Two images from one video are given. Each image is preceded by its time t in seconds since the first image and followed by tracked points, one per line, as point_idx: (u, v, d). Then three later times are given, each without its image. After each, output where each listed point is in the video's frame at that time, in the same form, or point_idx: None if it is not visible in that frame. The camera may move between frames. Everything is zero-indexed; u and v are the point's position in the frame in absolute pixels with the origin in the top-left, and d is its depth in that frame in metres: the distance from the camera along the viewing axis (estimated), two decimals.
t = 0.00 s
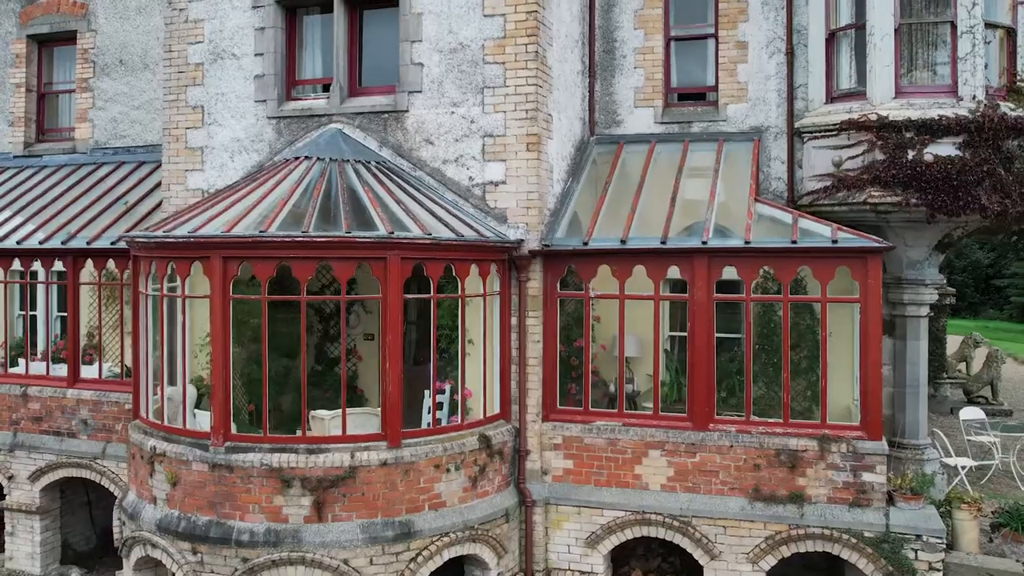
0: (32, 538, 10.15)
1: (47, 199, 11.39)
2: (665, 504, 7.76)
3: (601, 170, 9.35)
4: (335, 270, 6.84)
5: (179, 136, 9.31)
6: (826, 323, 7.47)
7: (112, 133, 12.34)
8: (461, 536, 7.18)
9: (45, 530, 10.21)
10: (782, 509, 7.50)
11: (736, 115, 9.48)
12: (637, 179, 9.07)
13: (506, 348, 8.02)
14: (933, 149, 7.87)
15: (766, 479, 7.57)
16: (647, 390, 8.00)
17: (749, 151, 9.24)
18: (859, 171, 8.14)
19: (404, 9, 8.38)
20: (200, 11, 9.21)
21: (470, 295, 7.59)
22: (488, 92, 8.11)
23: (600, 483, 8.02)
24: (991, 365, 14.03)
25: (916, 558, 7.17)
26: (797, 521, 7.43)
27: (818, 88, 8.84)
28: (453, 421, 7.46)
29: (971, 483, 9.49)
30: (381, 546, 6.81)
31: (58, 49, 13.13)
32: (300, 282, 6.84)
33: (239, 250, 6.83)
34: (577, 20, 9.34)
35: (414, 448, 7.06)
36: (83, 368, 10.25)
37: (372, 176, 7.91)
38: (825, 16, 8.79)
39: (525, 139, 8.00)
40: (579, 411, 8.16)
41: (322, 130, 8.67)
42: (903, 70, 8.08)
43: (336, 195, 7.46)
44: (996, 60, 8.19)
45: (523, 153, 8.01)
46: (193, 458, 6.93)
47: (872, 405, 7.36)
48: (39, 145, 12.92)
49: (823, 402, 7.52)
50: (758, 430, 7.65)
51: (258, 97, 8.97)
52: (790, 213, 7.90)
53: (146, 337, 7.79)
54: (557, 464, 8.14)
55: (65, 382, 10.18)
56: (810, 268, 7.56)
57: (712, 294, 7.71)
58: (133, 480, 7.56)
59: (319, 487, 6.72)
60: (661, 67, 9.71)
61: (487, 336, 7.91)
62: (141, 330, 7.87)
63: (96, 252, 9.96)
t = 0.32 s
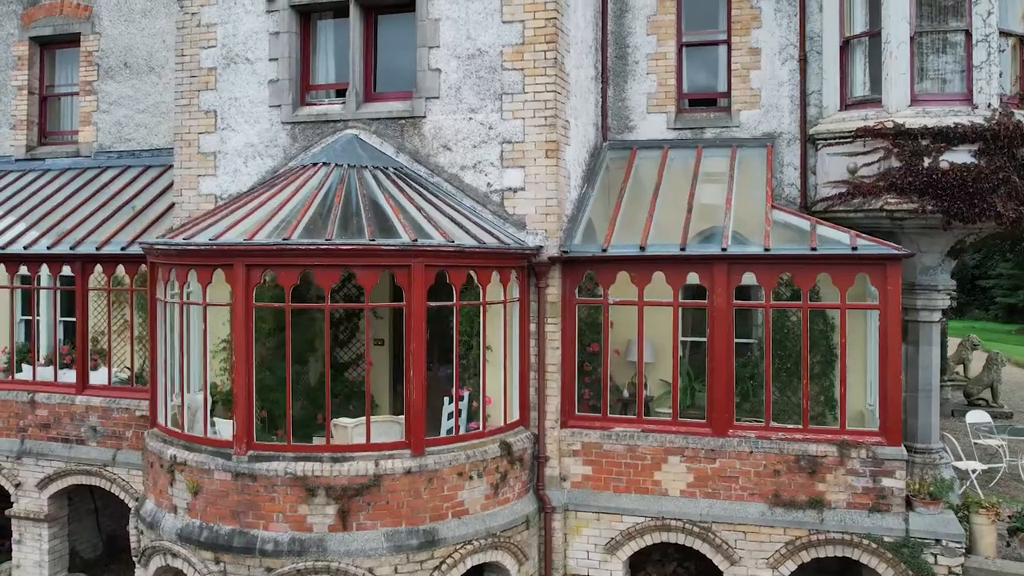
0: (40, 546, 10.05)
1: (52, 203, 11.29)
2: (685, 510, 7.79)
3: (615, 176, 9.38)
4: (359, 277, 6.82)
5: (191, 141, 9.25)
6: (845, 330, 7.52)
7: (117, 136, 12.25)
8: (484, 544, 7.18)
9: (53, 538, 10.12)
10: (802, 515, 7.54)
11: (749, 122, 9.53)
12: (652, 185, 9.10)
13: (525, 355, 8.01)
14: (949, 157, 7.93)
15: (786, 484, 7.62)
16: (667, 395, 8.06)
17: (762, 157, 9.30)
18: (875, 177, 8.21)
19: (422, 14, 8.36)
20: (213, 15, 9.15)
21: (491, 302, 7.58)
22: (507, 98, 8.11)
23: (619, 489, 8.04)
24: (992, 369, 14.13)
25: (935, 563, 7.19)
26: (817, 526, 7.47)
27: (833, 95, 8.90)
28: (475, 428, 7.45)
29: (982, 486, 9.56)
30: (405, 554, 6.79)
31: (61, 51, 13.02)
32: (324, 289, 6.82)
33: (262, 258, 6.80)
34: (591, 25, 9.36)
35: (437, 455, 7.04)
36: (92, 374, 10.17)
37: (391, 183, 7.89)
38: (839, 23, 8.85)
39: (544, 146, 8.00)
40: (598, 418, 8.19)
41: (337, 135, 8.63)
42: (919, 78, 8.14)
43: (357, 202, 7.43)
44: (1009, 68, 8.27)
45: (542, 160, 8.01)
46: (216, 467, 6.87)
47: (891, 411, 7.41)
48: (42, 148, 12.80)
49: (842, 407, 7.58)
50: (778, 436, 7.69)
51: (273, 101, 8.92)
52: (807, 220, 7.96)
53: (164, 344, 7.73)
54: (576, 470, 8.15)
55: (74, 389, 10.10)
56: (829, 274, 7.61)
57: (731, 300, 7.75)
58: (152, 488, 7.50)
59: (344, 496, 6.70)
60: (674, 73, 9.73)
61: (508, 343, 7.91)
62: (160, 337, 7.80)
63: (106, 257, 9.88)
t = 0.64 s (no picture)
0: (49, 554, 9.97)
1: (58, 208, 11.18)
2: (705, 516, 7.82)
3: (629, 183, 9.39)
4: (384, 286, 6.80)
5: (204, 147, 9.18)
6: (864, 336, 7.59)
7: (122, 140, 12.16)
8: (508, 552, 7.18)
9: (62, 546, 10.04)
10: (821, 520, 7.59)
11: (762, 128, 9.59)
12: (667, 192, 9.12)
13: (545, 362, 8.03)
14: (964, 165, 8.00)
15: (805, 490, 7.67)
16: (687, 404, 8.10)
17: (776, 163, 9.35)
18: (890, 185, 8.29)
19: (439, 21, 8.35)
20: (227, 20, 9.10)
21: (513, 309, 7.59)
22: (526, 105, 8.11)
23: (638, 495, 8.06)
24: (992, 371, 14.22)
25: (954, 568, 7.27)
26: (837, 531, 7.53)
27: (847, 103, 8.96)
28: (498, 435, 7.45)
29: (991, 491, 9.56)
30: (430, 563, 6.78)
31: (63, 54, 12.91)
32: (349, 298, 6.80)
33: (286, 266, 6.76)
34: (605, 32, 9.37)
35: (461, 463, 7.04)
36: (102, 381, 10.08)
37: (411, 191, 7.88)
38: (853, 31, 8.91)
39: (563, 153, 8.01)
40: (616, 424, 8.20)
41: (354, 142, 8.61)
42: (933, 86, 8.21)
43: (378, 209, 7.42)
44: None
45: (561, 167, 8.02)
46: (239, 477, 6.82)
47: (909, 418, 7.49)
48: (45, 152, 12.68)
49: (861, 413, 7.64)
50: (797, 443, 7.76)
51: (287, 107, 8.87)
52: (824, 228, 8.04)
53: (181, 351, 7.67)
54: (595, 476, 8.16)
55: (83, 396, 9.98)
56: (847, 281, 7.67)
57: (750, 307, 7.79)
58: (171, 497, 7.45)
59: (369, 505, 6.67)
60: (687, 79, 9.77)
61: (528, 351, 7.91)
62: (177, 346, 7.72)
63: (116, 264, 9.80)
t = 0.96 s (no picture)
0: (58, 563, 9.87)
1: (64, 213, 11.09)
2: (725, 522, 7.86)
3: (643, 189, 9.42)
4: (409, 294, 6.79)
5: (218, 152, 9.12)
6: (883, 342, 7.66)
7: (128, 144, 12.07)
8: (531, 559, 7.18)
9: (71, 555, 9.95)
10: (840, 526, 7.64)
11: (774, 135, 9.64)
12: (681, 199, 9.16)
13: (565, 369, 8.04)
14: (979, 173, 8.09)
15: (825, 496, 7.72)
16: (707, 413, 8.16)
17: (789, 170, 9.40)
18: (905, 193, 8.35)
19: (457, 28, 8.34)
20: (241, 25, 9.05)
21: (535, 316, 7.59)
22: (544, 113, 8.12)
23: (658, 502, 8.09)
24: (993, 375, 14.32)
25: (973, 572, 7.32)
26: (856, 536, 7.58)
27: (860, 110, 9.02)
28: (520, 443, 7.45)
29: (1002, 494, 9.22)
30: (455, 571, 6.77)
31: (67, 56, 12.79)
32: (375, 306, 6.79)
33: (312, 275, 6.74)
34: (619, 39, 9.39)
35: (485, 472, 7.03)
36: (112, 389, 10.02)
37: (431, 198, 7.87)
38: (866, 39, 8.97)
39: (582, 160, 8.02)
40: (635, 431, 8.24)
41: (371, 148, 8.59)
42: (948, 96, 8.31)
43: (399, 217, 7.41)
44: None
45: (580, 174, 8.02)
46: (263, 486, 6.78)
47: (927, 424, 7.56)
48: (48, 156, 12.56)
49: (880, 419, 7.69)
50: (816, 448, 7.81)
51: (303, 113, 8.83)
52: (841, 235, 8.10)
53: (200, 360, 7.62)
54: (613, 483, 8.19)
55: (93, 403, 9.93)
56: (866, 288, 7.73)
57: (769, 314, 7.84)
58: (191, 506, 7.40)
59: (395, 514, 6.66)
60: (700, 86, 9.81)
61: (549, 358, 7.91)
62: (196, 353, 7.67)
63: (127, 270, 9.73)
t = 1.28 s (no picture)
0: (68, 571, 9.78)
1: (71, 217, 11.00)
2: (744, 528, 7.90)
3: (657, 195, 9.45)
4: (435, 302, 6.78)
5: (232, 158, 9.06)
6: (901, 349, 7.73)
7: (134, 148, 11.98)
8: (555, 567, 7.19)
9: (81, 563, 9.85)
10: (860, 531, 7.70)
11: (787, 141, 9.69)
12: (696, 204, 9.19)
13: (584, 376, 8.06)
14: (993, 180, 8.17)
15: (843, 501, 7.78)
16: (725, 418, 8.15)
17: (802, 176, 9.46)
18: (920, 199, 8.43)
19: (476, 34, 8.33)
20: (256, 29, 9.00)
21: (557, 324, 7.60)
22: (564, 119, 8.12)
23: (676, 507, 8.12)
24: (993, 377, 14.46)
25: None
26: (875, 541, 7.63)
27: (874, 117, 9.08)
28: (543, 450, 7.45)
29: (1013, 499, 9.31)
30: None
31: (70, 59, 12.68)
32: (400, 314, 6.77)
33: (337, 283, 6.72)
34: (633, 45, 9.41)
35: (510, 479, 7.03)
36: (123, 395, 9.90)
37: (451, 206, 7.86)
38: (880, 46, 9.05)
39: (602, 167, 8.03)
40: (654, 437, 8.30)
41: (388, 154, 8.56)
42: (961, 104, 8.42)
43: (421, 224, 7.39)
44: None
45: (600, 181, 8.04)
46: (288, 495, 6.75)
47: (945, 430, 7.64)
48: (51, 159, 12.46)
49: (898, 425, 7.75)
50: (835, 454, 7.86)
51: (319, 119, 8.79)
52: (858, 241, 8.15)
53: (220, 367, 7.57)
54: (632, 489, 8.22)
55: (103, 410, 9.80)
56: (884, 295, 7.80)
57: (789, 321, 7.89)
58: (212, 515, 7.35)
59: (421, 523, 6.64)
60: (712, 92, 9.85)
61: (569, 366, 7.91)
62: (217, 361, 7.63)
63: (138, 275, 9.65)
